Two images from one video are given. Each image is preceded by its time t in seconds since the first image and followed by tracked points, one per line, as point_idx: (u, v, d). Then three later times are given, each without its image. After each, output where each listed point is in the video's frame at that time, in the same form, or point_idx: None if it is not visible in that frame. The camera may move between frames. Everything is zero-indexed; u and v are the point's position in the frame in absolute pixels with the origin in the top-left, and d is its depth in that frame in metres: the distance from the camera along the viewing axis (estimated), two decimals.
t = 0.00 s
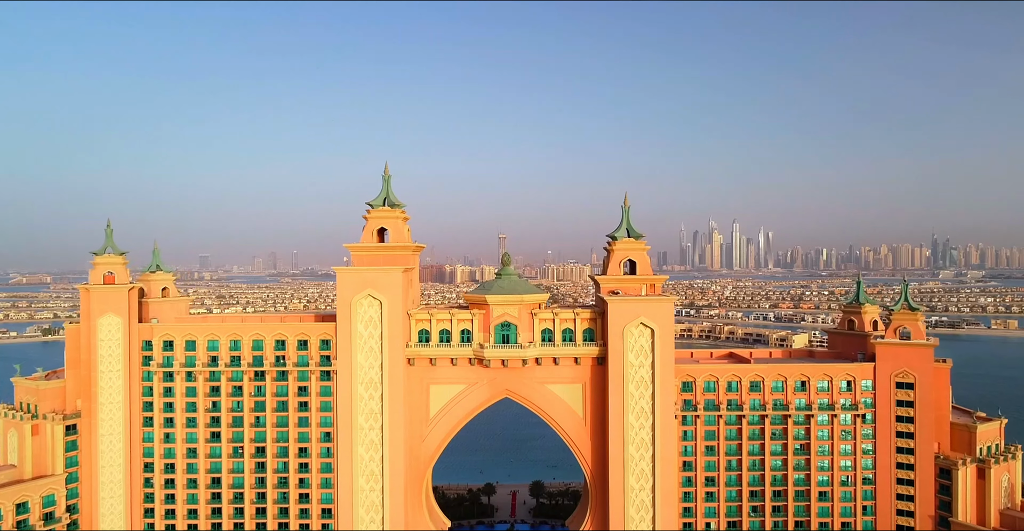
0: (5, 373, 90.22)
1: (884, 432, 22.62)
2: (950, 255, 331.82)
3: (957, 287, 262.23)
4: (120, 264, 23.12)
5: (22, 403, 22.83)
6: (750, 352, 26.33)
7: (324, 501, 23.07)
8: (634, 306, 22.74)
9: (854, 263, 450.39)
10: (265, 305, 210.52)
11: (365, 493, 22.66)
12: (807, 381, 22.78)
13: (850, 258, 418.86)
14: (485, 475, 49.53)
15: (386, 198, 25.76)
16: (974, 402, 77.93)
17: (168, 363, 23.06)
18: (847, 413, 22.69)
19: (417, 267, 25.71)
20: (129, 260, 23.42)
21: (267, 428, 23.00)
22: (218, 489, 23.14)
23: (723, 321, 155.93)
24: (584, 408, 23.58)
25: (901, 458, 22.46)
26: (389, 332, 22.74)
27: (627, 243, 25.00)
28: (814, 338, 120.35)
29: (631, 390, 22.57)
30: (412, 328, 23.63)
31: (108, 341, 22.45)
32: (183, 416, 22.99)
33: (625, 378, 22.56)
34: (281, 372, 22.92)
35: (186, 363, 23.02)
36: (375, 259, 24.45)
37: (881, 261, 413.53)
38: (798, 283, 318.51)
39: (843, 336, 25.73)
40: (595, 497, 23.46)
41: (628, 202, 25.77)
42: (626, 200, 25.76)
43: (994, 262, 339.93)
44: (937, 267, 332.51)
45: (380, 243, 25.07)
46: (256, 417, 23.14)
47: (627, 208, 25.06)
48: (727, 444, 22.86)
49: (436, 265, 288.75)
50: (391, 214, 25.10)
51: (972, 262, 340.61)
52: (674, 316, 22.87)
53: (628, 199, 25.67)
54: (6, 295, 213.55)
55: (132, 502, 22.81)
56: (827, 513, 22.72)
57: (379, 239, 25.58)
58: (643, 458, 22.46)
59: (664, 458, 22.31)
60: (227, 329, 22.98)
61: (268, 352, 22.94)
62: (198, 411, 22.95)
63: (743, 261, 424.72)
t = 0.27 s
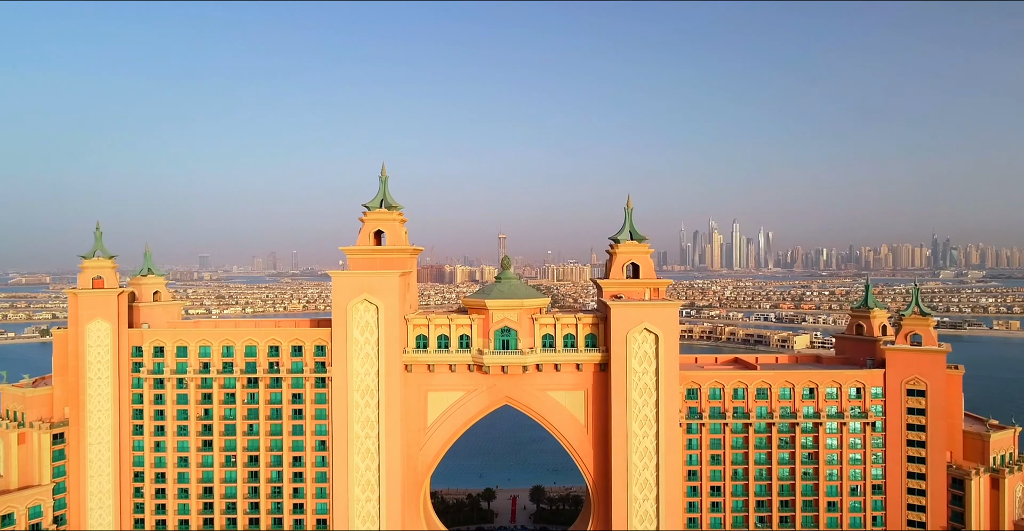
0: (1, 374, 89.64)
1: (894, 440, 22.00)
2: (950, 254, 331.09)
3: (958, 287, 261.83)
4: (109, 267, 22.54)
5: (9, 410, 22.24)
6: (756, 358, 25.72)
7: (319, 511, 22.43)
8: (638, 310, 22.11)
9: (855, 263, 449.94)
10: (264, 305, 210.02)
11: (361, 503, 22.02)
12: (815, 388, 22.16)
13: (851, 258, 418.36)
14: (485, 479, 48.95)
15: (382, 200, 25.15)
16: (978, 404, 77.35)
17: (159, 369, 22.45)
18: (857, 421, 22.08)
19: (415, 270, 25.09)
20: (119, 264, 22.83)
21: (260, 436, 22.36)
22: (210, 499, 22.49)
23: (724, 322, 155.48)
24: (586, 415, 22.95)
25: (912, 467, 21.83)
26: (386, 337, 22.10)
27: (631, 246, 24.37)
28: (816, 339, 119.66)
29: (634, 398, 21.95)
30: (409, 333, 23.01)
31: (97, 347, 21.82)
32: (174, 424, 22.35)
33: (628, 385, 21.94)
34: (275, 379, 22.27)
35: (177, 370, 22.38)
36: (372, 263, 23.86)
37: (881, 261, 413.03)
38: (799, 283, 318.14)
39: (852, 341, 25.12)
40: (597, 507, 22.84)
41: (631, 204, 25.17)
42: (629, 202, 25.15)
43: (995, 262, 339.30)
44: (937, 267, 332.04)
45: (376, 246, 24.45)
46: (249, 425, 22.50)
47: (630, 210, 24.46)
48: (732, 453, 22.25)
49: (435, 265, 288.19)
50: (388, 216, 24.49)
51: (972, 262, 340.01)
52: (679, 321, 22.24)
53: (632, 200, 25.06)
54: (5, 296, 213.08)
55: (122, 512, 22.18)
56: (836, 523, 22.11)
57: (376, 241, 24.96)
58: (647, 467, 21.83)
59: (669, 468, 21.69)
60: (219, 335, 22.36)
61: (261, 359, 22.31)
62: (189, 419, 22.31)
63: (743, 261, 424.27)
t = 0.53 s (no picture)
0: None
1: (906, 450, 21.33)
2: (951, 254, 330.24)
3: (959, 288, 261.28)
4: (97, 271, 21.88)
5: None
6: (762, 364, 25.07)
7: (313, 522, 21.76)
8: (641, 316, 21.45)
9: (855, 263, 449.63)
10: (263, 305, 209.47)
11: (356, 514, 21.35)
12: (825, 395, 21.49)
13: (851, 258, 417.79)
14: (485, 483, 48.27)
15: (379, 202, 24.48)
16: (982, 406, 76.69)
17: (148, 377, 21.78)
18: (868, 430, 21.40)
19: (412, 274, 24.48)
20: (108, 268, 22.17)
21: (253, 445, 21.68)
22: (201, 511, 21.79)
23: (725, 323, 155.06)
24: (588, 424, 22.26)
25: (924, 477, 21.15)
26: (382, 344, 21.45)
27: (634, 249, 23.70)
28: (817, 340, 118.88)
29: (638, 406, 21.30)
30: (406, 339, 22.36)
31: (84, 354, 21.16)
32: (164, 433, 21.71)
33: (632, 392, 21.29)
34: (267, 387, 21.62)
35: (166, 377, 21.72)
36: (368, 267, 23.28)
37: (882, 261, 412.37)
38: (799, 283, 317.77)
39: (861, 347, 24.49)
40: (600, 518, 22.20)
41: (634, 205, 24.49)
42: (632, 204, 24.48)
43: (996, 262, 338.75)
44: (937, 267, 331.45)
45: (373, 249, 23.78)
46: (241, 434, 21.80)
47: (633, 212, 23.81)
48: (739, 462, 21.58)
49: (435, 265, 287.61)
50: (384, 218, 23.80)
51: (973, 262, 339.34)
52: (684, 327, 21.57)
53: (635, 202, 24.38)
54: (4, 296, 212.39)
55: (110, 524, 21.48)
56: None
57: (372, 245, 24.31)
58: (651, 478, 21.17)
59: (674, 478, 21.02)
60: (210, 341, 21.68)
61: (254, 366, 21.65)
62: (180, 427, 21.65)
63: (743, 261, 423.88)
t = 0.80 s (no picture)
0: None
1: (917, 460, 20.72)
2: (952, 254, 329.75)
3: (959, 288, 260.83)
4: (84, 276, 21.27)
5: None
6: (768, 371, 24.46)
7: None
8: (646, 322, 20.84)
9: (856, 263, 449.64)
10: (263, 305, 208.98)
11: (351, 526, 20.74)
12: (834, 404, 20.90)
13: (851, 258, 417.35)
14: (484, 488, 47.67)
15: (375, 204, 23.86)
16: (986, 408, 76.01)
17: (137, 384, 21.17)
18: (878, 440, 20.81)
19: (409, 278, 23.88)
20: (96, 272, 21.58)
21: (245, 455, 21.09)
22: (192, 522, 21.16)
23: (726, 323, 154.41)
24: (590, 433, 21.67)
25: (936, 488, 20.53)
26: (378, 351, 20.82)
27: (637, 252, 23.09)
28: (818, 341, 118.31)
29: (641, 414, 20.69)
30: (403, 346, 21.76)
31: (71, 362, 20.56)
32: (154, 442, 21.09)
33: (636, 401, 20.67)
34: (260, 395, 21.00)
35: (156, 385, 21.10)
36: (364, 271, 22.67)
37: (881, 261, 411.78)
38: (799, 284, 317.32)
39: (870, 353, 23.87)
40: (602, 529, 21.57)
41: (637, 208, 23.90)
42: (635, 206, 23.89)
43: (995, 262, 338.31)
44: (937, 267, 330.96)
45: (369, 253, 23.17)
46: (233, 443, 21.19)
47: (636, 215, 23.20)
48: (746, 473, 20.96)
49: (435, 266, 287.02)
50: (381, 221, 23.20)
51: (973, 262, 338.77)
52: (689, 334, 20.96)
53: (638, 204, 23.78)
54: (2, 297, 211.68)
55: None
56: None
57: (369, 248, 23.69)
58: (655, 488, 20.56)
59: (678, 489, 20.40)
60: (201, 348, 21.06)
61: (246, 373, 21.03)
62: (169, 437, 21.02)
63: (743, 261, 423.73)
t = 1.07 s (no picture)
0: None
1: (931, 471, 20.05)
2: (952, 254, 329.34)
3: (959, 289, 260.30)
4: (71, 281, 20.58)
5: None
6: (775, 378, 23.82)
7: None
8: (649, 329, 20.17)
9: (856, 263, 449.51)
10: (262, 305, 208.41)
11: None
12: (845, 413, 20.25)
13: (851, 258, 416.80)
14: (484, 493, 47.01)
15: (372, 207, 23.20)
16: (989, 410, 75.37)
17: (125, 393, 20.51)
18: (890, 450, 20.13)
19: (406, 283, 23.23)
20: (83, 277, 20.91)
21: (237, 466, 20.41)
22: None
23: (727, 324, 153.86)
24: (593, 443, 21.01)
25: (950, 500, 19.87)
26: (373, 358, 20.16)
27: (640, 256, 22.44)
28: (820, 342, 117.79)
29: (645, 424, 20.03)
30: (399, 353, 21.11)
31: (56, 370, 19.91)
32: (142, 453, 20.40)
33: (639, 410, 20.01)
34: (252, 404, 20.34)
35: (145, 394, 20.42)
36: (359, 276, 22.01)
37: (881, 261, 411.34)
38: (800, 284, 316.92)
39: (880, 360, 23.21)
40: None
41: (641, 211, 23.27)
42: (639, 209, 23.26)
43: (996, 263, 337.83)
44: (937, 268, 330.49)
45: (365, 257, 22.51)
46: (224, 454, 20.52)
47: (640, 218, 22.56)
48: (753, 484, 20.30)
49: (434, 266, 286.64)
50: (377, 224, 22.55)
51: (974, 263, 338.16)
52: (694, 341, 20.30)
53: (641, 207, 23.14)
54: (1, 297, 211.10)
55: None
56: None
57: (365, 252, 23.04)
58: (659, 501, 19.90)
59: (684, 501, 19.74)
60: (191, 356, 20.39)
61: (237, 382, 20.36)
62: (158, 447, 20.35)
63: (743, 261, 423.69)
